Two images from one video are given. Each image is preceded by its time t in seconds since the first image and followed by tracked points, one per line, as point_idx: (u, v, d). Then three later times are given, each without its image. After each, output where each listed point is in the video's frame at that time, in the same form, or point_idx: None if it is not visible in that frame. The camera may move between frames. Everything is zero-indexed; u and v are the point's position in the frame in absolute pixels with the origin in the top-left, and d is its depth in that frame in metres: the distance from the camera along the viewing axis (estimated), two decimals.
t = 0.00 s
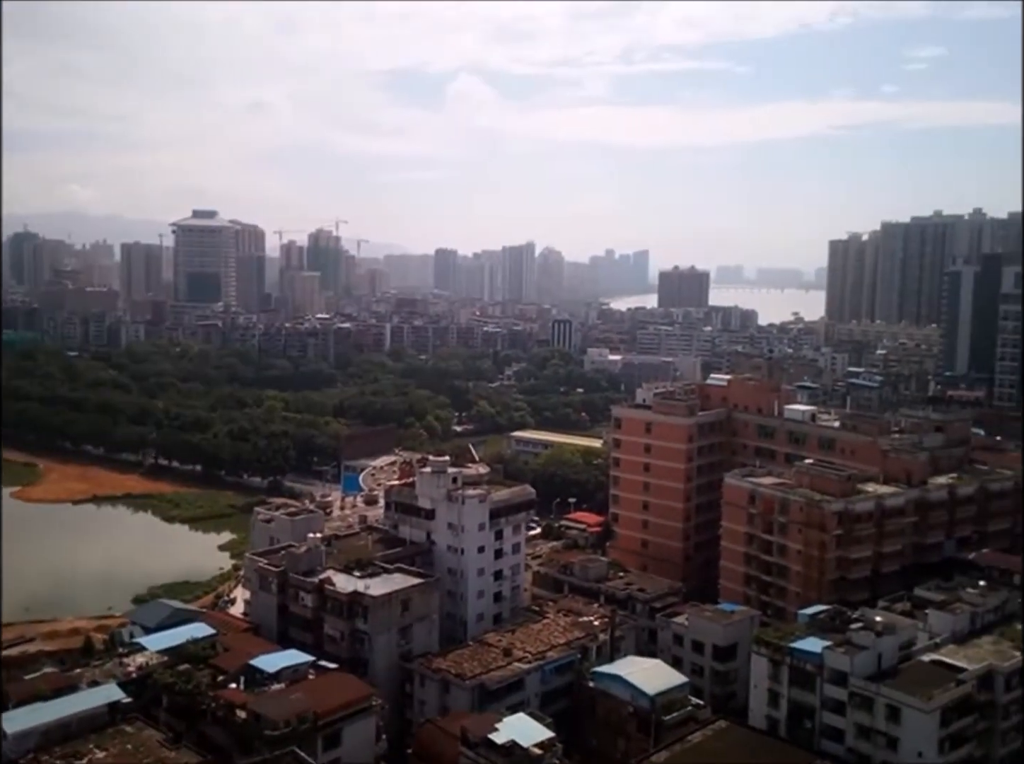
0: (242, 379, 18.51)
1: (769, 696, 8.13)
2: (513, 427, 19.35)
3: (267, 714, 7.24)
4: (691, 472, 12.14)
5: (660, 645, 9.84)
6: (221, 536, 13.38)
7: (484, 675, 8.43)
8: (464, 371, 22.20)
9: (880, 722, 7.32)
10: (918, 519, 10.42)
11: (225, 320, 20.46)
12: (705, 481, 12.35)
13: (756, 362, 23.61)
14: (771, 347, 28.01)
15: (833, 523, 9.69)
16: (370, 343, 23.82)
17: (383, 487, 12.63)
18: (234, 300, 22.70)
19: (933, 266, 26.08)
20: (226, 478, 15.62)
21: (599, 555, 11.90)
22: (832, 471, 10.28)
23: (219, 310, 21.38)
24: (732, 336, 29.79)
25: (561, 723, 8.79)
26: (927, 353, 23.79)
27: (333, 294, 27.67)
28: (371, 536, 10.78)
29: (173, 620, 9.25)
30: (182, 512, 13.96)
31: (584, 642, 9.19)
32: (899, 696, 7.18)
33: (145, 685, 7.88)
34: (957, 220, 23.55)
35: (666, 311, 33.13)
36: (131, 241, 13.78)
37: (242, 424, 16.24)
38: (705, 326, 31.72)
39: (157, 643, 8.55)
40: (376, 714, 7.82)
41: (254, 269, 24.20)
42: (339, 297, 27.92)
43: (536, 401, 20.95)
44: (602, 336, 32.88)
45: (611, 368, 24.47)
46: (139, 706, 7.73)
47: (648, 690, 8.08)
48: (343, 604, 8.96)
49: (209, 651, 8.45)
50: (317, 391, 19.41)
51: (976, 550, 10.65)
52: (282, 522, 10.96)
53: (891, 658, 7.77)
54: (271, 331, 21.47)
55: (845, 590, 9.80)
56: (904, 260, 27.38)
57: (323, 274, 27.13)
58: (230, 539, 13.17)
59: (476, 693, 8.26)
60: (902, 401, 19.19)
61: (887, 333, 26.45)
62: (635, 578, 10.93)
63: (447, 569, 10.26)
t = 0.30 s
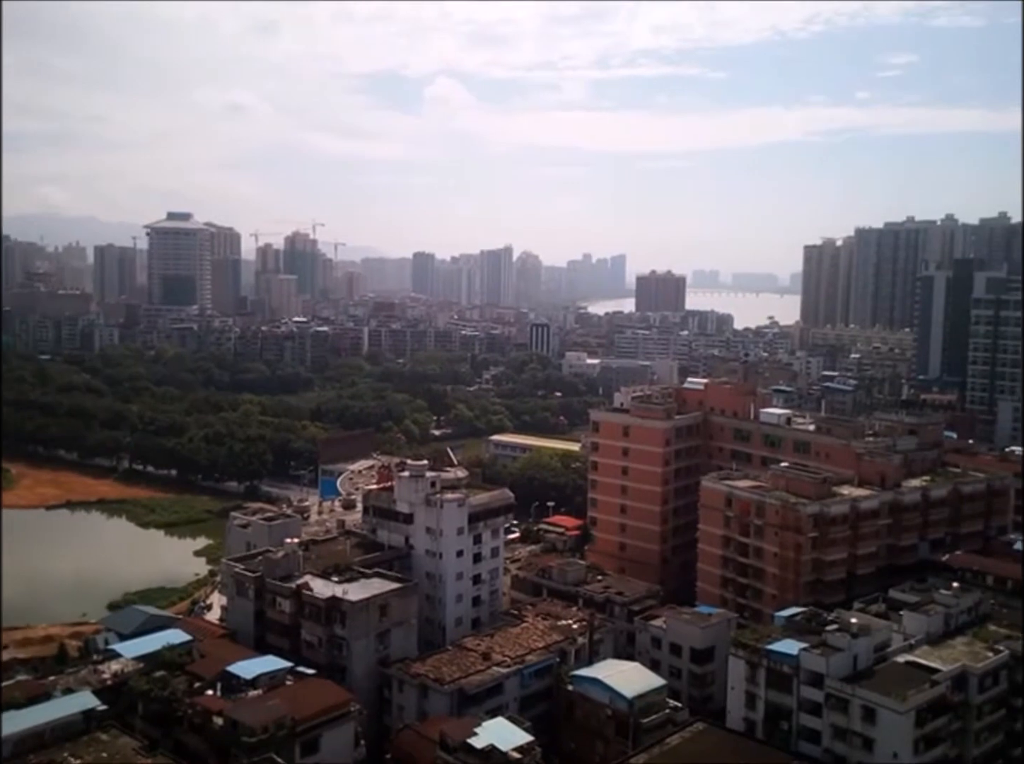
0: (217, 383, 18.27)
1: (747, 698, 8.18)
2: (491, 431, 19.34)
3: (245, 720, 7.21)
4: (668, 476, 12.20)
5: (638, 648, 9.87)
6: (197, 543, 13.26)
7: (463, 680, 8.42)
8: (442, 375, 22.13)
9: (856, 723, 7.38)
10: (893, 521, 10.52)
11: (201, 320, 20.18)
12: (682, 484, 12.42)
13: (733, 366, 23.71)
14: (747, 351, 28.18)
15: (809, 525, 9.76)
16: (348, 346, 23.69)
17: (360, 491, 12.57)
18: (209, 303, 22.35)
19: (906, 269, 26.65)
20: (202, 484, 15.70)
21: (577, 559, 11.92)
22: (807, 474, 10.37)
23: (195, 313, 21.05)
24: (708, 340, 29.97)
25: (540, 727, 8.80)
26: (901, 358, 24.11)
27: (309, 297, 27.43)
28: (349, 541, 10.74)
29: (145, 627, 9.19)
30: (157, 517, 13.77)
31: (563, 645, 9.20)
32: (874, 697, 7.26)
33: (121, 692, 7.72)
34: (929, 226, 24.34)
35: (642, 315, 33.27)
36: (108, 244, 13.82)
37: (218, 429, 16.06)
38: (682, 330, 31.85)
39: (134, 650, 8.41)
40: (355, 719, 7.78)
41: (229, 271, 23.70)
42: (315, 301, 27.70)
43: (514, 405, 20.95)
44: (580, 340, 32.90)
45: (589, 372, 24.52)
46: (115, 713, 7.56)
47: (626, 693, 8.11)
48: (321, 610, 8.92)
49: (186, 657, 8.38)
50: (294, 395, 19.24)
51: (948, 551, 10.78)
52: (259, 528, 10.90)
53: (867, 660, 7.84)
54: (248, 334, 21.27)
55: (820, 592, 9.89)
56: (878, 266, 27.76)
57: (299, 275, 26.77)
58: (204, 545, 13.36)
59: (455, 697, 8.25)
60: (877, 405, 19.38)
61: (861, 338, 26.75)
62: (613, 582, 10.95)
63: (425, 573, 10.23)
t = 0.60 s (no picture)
0: (185, 387, 18.11)
1: (715, 698, 8.24)
2: (462, 434, 19.36)
3: (211, 726, 7.14)
4: (638, 478, 12.26)
5: (608, 649, 9.91)
6: (163, 548, 13.12)
7: (432, 683, 8.41)
8: (413, 377, 22.10)
9: (823, 722, 7.46)
10: (858, 522, 10.65)
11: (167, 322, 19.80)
12: (652, 486, 12.49)
13: (701, 368, 23.94)
14: (716, 354, 28.43)
15: (776, 526, 9.85)
16: (318, 349, 23.55)
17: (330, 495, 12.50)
18: (177, 306, 22.07)
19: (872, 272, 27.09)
20: (167, 487, 15.49)
21: (547, 561, 11.93)
22: (775, 476, 10.48)
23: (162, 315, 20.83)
24: (678, 343, 30.18)
25: (509, 729, 8.80)
26: (866, 361, 24.54)
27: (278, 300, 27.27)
28: (318, 545, 10.68)
29: (113, 632, 9.07)
30: (122, 522, 13.62)
31: (533, 648, 9.22)
32: (840, 696, 7.34)
33: (85, 699, 7.65)
34: (894, 230, 25.08)
35: (612, 318, 33.42)
36: (74, 245, 13.81)
37: (185, 432, 15.91)
38: (652, 332, 32.05)
39: (98, 656, 8.32)
40: (324, 724, 7.74)
41: (198, 273, 23.36)
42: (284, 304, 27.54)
43: (485, 407, 20.99)
44: (550, 342, 32.99)
45: (559, 375, 24.63)
46: (79, 720, 7.50)
47: (596, 694, 8.14)
48: (289, 614, 8.88)
49: (152, 663, 8.30)
50: (263, 398, 19.13)
51: (912, 552, 10.95)
52: (227, 532, 10.81)
53: (833, 659, 7.93)
54: (215, 338, 21.08)
55: (787, 592, 9.98)
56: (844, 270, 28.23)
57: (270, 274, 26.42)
58: (172, 549, 13.18)
59: (425, 701, 8.24)
60: (843, 407, 19.68)
61: (827, 341, 27.12)
62: (583, 583, 10.98)
63: (395, 576, 10.20)
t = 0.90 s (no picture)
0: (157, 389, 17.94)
1: (689, 700, 8.27)
2: (437, 436, 19.32)
3: (184, 732, 7.11)
4: (613, 480, 12.29)
5: (583, 651, 9.91)
6: (135, 553, 13.00)
7: (407, 687, 8.38)
8: (388, 379, 22.00)
9: (795, 723, 7.52)
10: (831, 524, 10.74)
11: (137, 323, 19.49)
12: (627, 489, 12.52)
13: (675, 371, 24.05)
14: (690, 356, 28.58)
15: (750, 528, 9.92)
16: (292, 351, 23.39)
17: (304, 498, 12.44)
18: (148, 306, 21.82)
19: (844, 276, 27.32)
20: (139, 491, 15.32)
21: (522, 564, 11.93)
22: (748, 478, 10.56)
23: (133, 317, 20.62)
24: (652, 346, 30.30)
25: (485, 732, 8.79)
26: (837, 364, 24.91)
27: (252, 302, 27.11)
28: (291, 549, 10.61)
29: (84, 637, 8.91)
30: (93, 526, 13.47)
31: (508, 651, 9.22)
32: (813, 697, 7.39)
33: (55, 705, 7.55)
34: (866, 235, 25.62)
35: (588, 321, 33.53)
36: (45, 246, 13.65)
37: (157, 435, 15.76)
38: (627, 335, 32.15)
39: (68, 661, 8.14)
40: (298, 729, 7.69)
41: (171, 274, 23.08)
42: (258, 306, 27.38)
43: (460, 410, 20.96)
44: (525, 345, 33.01)
45: (534, 378, 24.66)
46: (49, 727, 7.40)
47: (571, 696, 8.14)
48: (262, 619, 8.81)
49: (123, 668, 8.21)
50: (236, 400, 19.00)
51: (884, 553, 11.06)
52: (200, 536, 10.72)
53: (806, 660, 7.99)
54: (188, 340, 20.88)
55: (761, 594, 10.05)
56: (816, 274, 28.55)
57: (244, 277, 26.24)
58: (144, 554, 13.05)
59: (399, 705, 8.20)
60: (815, 410, 19.86)
61: (800, 345, 27.38)
62: (558, 586, 10.99)
63: (370, 580, 10.16)
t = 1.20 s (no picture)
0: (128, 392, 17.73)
1: (664, 701, 8.29)
2: (412, 438, 19.28)
3: (156, 737, 7.03)
4: (588, 482, 12.31)
5: (558, 653, 9.92)
6: (105, 557, 12.86)
7: (382, 690, 8.35)
8: (363, 382, 21.92)
9: (769, 723, 7.56)
10: (804, 525, 10.81)
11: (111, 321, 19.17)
12: (602, 490, 12.55)
13: (650, 373, 24.10)
14: (665, 358, 28.69)
15: (723, 529, 9.97)
16: (266, 353, 23.25)
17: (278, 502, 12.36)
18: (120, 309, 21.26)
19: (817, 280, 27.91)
20: (111, 495, 15.16)
21: (498, 566, 11.92)
22: (722, 480, 10.61)
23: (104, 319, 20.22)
24: (627, 348, 30.41)
25: (459, 735, 8.78)
26: (810, 366, 25.24)
27: (225, 304, 26.92)
28: (265, 552, 10.54)
29: (56, 641, 8.82)
30: (62, 530, 13.32)
31: (483, 653, 9.21)
32: (786, 697, 7.44)
33: (26, 710, 7.59)
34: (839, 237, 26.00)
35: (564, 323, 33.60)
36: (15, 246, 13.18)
37: (130, 438, 15.60)
38: (602, 337, 32.22)
39: (38, 666, 8.12)
40: (272, 733, 7.64)
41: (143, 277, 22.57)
42: (232, 307, 27.18)
43: (435, 412, 20.93)
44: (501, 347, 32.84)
45: (510, 380, 24.67)
46: (19, 734, 7.41)
47: (545, 699, 8.14)
48: (235, 623, 8.75)
49: (95, 673, 8.12)
50: (209, 403, 18.86)
51: (856, 554, 11.16)
52: (172, 539, 10.63)
53: (778, 660, 8.04)
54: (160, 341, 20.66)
55: (734, 594, 10.10)
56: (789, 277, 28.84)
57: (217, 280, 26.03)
58: (116, 558, 12.92)
59: (374, 709, 8.17)
60: (788, 412, 20.02)
61: (773, 347, 27.61)
62: (533, 588, 11.00)
63: (344, 583, 10.11)
